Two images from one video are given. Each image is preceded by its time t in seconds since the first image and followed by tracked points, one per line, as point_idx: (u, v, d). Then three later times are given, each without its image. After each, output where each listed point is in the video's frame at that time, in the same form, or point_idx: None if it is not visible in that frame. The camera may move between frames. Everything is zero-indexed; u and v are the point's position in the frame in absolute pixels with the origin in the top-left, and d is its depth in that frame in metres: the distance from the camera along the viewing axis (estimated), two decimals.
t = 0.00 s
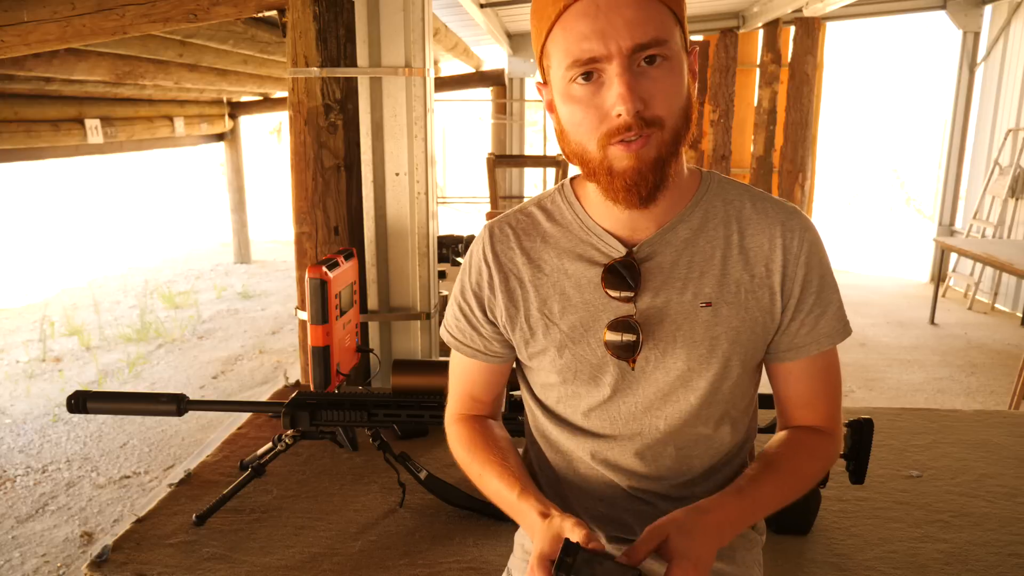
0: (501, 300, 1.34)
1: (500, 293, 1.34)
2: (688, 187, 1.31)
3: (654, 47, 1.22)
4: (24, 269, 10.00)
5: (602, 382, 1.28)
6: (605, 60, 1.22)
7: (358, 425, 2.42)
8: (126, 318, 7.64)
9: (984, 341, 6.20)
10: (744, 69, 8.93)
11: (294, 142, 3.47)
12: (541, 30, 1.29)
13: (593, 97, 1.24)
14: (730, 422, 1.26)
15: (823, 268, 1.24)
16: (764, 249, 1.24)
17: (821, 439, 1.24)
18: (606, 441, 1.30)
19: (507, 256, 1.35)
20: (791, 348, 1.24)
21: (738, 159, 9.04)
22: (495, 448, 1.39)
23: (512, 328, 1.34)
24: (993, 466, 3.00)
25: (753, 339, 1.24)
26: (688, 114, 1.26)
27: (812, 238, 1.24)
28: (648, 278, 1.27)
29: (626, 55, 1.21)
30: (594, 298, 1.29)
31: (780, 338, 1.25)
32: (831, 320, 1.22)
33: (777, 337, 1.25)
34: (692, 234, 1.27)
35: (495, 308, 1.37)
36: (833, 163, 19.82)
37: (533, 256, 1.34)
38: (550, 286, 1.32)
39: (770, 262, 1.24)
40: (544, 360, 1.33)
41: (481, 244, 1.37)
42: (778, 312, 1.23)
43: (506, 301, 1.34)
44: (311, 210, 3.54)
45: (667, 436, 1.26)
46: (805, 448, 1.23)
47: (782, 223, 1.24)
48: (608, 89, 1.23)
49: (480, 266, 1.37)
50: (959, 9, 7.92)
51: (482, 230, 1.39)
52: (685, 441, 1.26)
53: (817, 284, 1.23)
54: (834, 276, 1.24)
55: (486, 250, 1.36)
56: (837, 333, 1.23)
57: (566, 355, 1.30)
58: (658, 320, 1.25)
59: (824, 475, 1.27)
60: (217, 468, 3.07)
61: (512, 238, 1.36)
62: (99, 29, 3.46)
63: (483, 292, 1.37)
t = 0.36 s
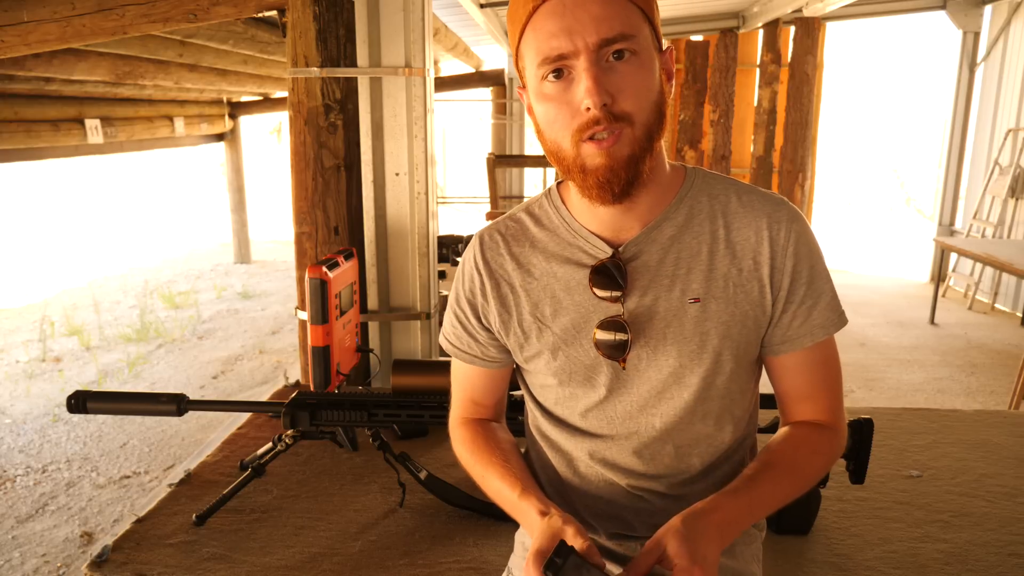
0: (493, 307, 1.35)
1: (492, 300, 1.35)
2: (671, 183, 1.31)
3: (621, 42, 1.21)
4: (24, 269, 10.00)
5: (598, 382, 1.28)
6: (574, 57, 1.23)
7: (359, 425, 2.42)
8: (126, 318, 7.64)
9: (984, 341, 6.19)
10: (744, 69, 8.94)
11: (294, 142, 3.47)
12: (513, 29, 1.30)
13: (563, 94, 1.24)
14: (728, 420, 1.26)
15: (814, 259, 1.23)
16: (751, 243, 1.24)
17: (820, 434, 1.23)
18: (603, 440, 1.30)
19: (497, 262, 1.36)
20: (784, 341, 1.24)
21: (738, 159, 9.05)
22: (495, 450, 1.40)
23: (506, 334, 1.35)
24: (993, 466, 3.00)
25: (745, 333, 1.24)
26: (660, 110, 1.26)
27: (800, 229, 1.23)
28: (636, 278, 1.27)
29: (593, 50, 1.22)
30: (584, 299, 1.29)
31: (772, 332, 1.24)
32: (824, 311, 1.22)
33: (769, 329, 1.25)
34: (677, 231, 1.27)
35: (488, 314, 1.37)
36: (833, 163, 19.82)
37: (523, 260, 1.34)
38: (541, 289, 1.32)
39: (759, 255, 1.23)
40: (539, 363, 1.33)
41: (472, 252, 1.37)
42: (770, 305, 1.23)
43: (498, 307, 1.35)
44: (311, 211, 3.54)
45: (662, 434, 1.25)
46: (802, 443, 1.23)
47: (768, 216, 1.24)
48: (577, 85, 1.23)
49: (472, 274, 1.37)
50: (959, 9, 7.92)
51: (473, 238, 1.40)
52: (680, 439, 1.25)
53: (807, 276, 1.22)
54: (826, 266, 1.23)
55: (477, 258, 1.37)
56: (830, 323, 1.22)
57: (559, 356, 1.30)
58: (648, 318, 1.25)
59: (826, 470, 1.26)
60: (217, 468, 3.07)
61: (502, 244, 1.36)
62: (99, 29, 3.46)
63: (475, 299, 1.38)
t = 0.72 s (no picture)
0: (484, 307, 1.34)
1: (483, 300, 1.35)
2: (662, 184, 1.30)
3: (611, 41, 1.21)
4: (24, 269, 10.00)
5: (589, 382, 1.28)
6: (564, 54, 1.23)
7: (359, 425, 2.42)
8: (126, 318, 7.64)
9: (984, 341, 6.19)
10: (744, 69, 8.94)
11: (294, 142, 3.48)
12: (505, 28, 1.30)
13: (553, 92, 1.24)
14: (721, 420, 1.25)
15: (803, 258, 1.24)
16: (741, 243, 1.24)
17: (812, 431, 1.24)
18: (595, 440, 1.30)
19: (488, 263, 1.35)
20: (775, 340, 1.24)
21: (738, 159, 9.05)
22: (481, 453, 1.40)
23: (497, 334, 1.34)
24: (993, 466, 3.00)
25: (736, 333, 1.24)
26: (651, 108, 1.25)
27: (789, 229, 1.24)
28: (627, 278, 1.27)
29: (583, 48, 1.22)
30: (576, 299, 1.29)
31: (763, 331, 1.24)
32: (814, 310, 1.22)
33: (761, 329, 1.25)
34: (668, 232, 1.27)
35: (479, 315, 1.37)
36: (833, 162, 19.82)
37: (514, 261, 1.34)
38: (533, 289, 1.32)
39: (749, 255, 1.24)
40: (530, 364, 1.33)
41: (462, 254, 1.37)
42: (761, 305, 1.23)
43: (489, 308, 1.34)
44: (310, 210, 3.54)
45: (655, 434, 1.25)
46: (796, 443, 1.23)
47: (758, 216, 1.24)
48: (567, 82, 1.23)
49: (463, 275, 1.37)
50: (959, 9, 7.92)
51: (464, 240, 1.39)
52: (672, 439, 1.26)
53: (797, 275, 1.22)
54: (814, 265, 1.24)
55: (467, 259, 1.36)
56: (821, 322, 1.22)
57: (551, 356, 1.30)
58: (640, 318, 1.25)
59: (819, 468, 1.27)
60: (217, 468, 3.07)
61: (493, 245, 1.36)
62: (99, 30, 3.46)
63: (466, 300, 1.38)
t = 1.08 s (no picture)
0: (487, 306, 1.34)
1: (485, 299, 1.35)
2: (664, 183, 1.30)
3: (613, 38, 1.22)
4: (24, 269, 10.00)
5: (590, 382, 1.28)
6: (566, 52, 1.23)
7: (358, 426, 2.42)
8: (126, 318, 7.64)
9: (984, 341, 6.19)
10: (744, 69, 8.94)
11: (294, 142, 3.48)
12: (508, 28, 1.30)
13: (556, 89, 1.24)
14: (722, 421, 1.25)
15: (807, 259, 1.23)
16: (744, 244, 1.24)
17: (819, 432, 1.23)
18: (596, 440, 1.30)
19: (491, 261, 1.35)
20: (779, 341, 1.24)
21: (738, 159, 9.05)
22: (485, 450, 1.39)
23: (499, 332, 1.34)
24: (993, 466, 3.00)
25: (738, 333, 1.24)
26: (653, 106, 1.25)
27: (794, 229, 1.23)
28: (630, 277, 1.27)
29: (586, 45, 1.22)
30: (577, 299, 1.29)
31: (767, 332, 1.24)
32: (818, 311, 1.22)
33: (764, 330, 1.25)
34: (671, 231, 1.27)
35: (481, 314, 1.37)
36: (833, 162, 19.83)
37: (517, 260, 1.34)
38: (535, 288, 1.32)
39: (751, 255, 1.23)
40: (532, 363, 1.33)
41: (465, 252, 1.37)
42: (765, 306, 1.23)
43: (491, 307, 1.34)
44: (310, 210, 3.54)
45: (656, 434, 1.25)
46: (801, 444, 1.23)
47: (761, 216, 1.24)
48: (569, 80, 1.23)
49: (466, 274, 1.37)
50: (959, 9, 7.92)
51: (468, 238, 1.39)
52: (674, 440, 1.26)
53: (801, 276, 1.22)
54: (818, 266, 1.23)
55: (470, 258, 1.36)
56: (824, 323, 1.22)
57: (552, 355, 1.30)
58: (642, 317, 1.25)
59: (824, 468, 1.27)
60: (217, 468, 3.07)
61: (496, 244, 1.36)
62: (99, 30, 3.46)
63: (469, 298, 1.38)
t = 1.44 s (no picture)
0: (491, 304, 1.34)
1: (490, 296, 1.34)
2: (672, 183, 1.31)
3: (637, 40, 1.22)
4: (24, 269, 10.00)
5: (594, 381, 1.28)
6: (588, 51, 1.23)
7: (359, 425, 2.42)
8: (126, 318, 7.65)
9: (984, 341, 6.19)
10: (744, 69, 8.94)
11: (294, 142, 3.48)
12: (528, 22, 1.30)
13: (576, 88, 1.24)
14: (724, 420, 1.26)
15: (811, 261, 1.24)
16: (749, 244, 1.24)
17: (818, 430, 1.24)
18: (599, 439, 1.30)
19: (496, 259, 1.35)
20: (781, 341, 1.24)
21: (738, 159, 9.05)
22: (487, 449, 1.39)
23: (503, 330, 1.34)
24: (993, 466, 3.00)
25: (742, 334, 1.24)
26: (670, 110, 1.26)
27: (798, 232, 1.24)
28: (636, 277, 1.27)
29: (609, 45, 1.21)
30: (583, 297, 1.29)
31: (770, 332, 1.25)
32: (820, 312, 1.22)
33: (767, 330, 1.25)
34: (678, 231, 1.27)
35: (485, 311, 1.36)
36: (833, 162, 19.83)
37: (523, 258, 1.34)
38: (540, 287, 1.31)
39: (756, 256, 1.24)
40: (535, 362, 1.32)
41: (469, 248, 1.36)
42: (768, 305, 1.23)
43: (496, 304, 1.34)
44: (310, 210, 3.54)
45: (659, 433, 1.25)
46: (799, 439, 1.23)
47: (767, 218, 1.25)
48: (590, 79, 1.23)
49: (470, 270, 1.36)
50: (959, 9, 7.92)
51: (471, 234, 1.39)
52: (678, 439, 1.26)
53: (805, 277, 1.23)
54: (821, 267, 1.24)
55: (475, 254, 1.35)
56: (826, 324, 1.23)
57: (557, 354, 1.30)
58: (647, 317, 1.25)
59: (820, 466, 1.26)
60: (217, 468, 3.07)
61: (501, 241, 1.35)
62: (99, 30, 3.46)
63: (472, 295, 1.37)
